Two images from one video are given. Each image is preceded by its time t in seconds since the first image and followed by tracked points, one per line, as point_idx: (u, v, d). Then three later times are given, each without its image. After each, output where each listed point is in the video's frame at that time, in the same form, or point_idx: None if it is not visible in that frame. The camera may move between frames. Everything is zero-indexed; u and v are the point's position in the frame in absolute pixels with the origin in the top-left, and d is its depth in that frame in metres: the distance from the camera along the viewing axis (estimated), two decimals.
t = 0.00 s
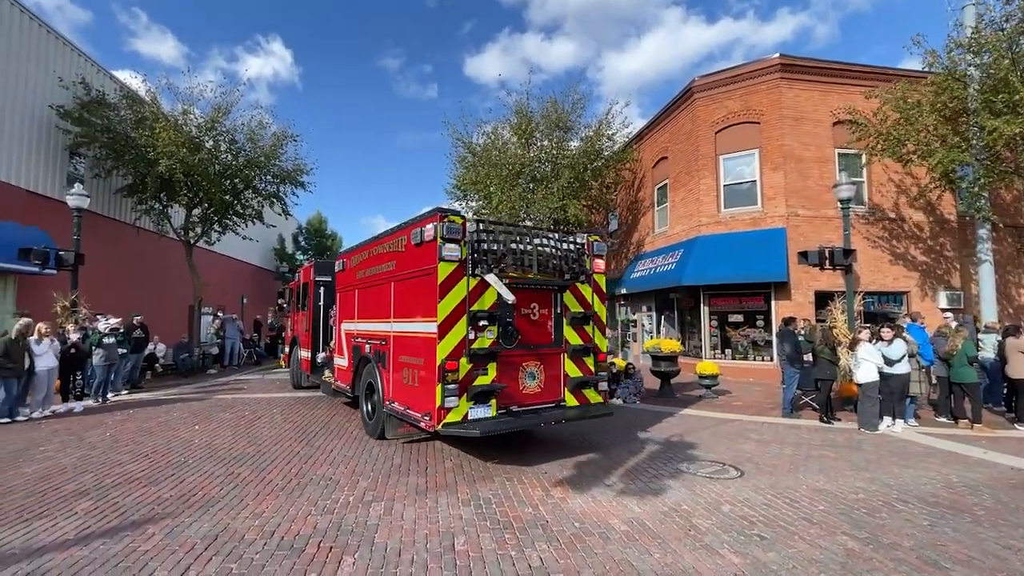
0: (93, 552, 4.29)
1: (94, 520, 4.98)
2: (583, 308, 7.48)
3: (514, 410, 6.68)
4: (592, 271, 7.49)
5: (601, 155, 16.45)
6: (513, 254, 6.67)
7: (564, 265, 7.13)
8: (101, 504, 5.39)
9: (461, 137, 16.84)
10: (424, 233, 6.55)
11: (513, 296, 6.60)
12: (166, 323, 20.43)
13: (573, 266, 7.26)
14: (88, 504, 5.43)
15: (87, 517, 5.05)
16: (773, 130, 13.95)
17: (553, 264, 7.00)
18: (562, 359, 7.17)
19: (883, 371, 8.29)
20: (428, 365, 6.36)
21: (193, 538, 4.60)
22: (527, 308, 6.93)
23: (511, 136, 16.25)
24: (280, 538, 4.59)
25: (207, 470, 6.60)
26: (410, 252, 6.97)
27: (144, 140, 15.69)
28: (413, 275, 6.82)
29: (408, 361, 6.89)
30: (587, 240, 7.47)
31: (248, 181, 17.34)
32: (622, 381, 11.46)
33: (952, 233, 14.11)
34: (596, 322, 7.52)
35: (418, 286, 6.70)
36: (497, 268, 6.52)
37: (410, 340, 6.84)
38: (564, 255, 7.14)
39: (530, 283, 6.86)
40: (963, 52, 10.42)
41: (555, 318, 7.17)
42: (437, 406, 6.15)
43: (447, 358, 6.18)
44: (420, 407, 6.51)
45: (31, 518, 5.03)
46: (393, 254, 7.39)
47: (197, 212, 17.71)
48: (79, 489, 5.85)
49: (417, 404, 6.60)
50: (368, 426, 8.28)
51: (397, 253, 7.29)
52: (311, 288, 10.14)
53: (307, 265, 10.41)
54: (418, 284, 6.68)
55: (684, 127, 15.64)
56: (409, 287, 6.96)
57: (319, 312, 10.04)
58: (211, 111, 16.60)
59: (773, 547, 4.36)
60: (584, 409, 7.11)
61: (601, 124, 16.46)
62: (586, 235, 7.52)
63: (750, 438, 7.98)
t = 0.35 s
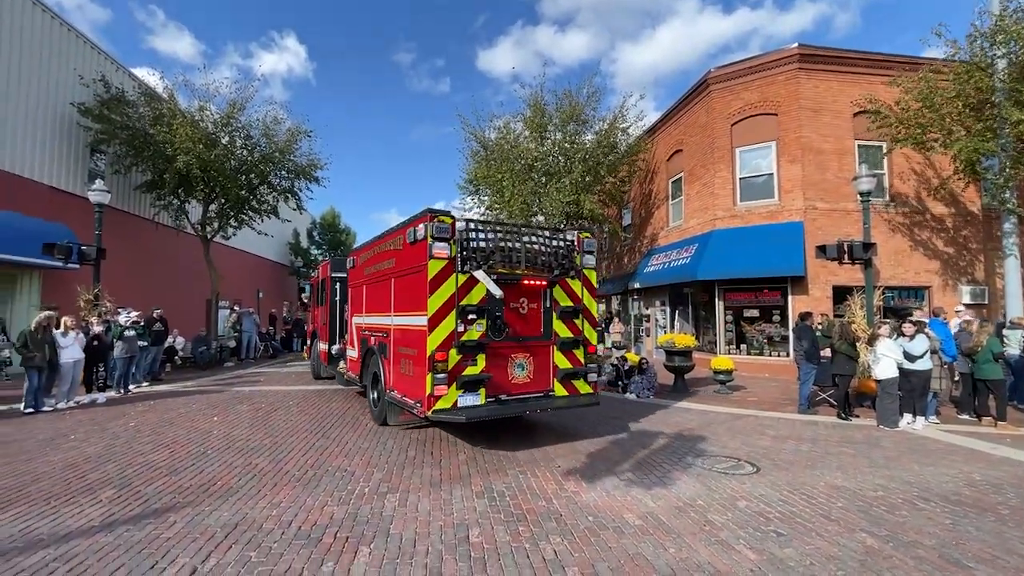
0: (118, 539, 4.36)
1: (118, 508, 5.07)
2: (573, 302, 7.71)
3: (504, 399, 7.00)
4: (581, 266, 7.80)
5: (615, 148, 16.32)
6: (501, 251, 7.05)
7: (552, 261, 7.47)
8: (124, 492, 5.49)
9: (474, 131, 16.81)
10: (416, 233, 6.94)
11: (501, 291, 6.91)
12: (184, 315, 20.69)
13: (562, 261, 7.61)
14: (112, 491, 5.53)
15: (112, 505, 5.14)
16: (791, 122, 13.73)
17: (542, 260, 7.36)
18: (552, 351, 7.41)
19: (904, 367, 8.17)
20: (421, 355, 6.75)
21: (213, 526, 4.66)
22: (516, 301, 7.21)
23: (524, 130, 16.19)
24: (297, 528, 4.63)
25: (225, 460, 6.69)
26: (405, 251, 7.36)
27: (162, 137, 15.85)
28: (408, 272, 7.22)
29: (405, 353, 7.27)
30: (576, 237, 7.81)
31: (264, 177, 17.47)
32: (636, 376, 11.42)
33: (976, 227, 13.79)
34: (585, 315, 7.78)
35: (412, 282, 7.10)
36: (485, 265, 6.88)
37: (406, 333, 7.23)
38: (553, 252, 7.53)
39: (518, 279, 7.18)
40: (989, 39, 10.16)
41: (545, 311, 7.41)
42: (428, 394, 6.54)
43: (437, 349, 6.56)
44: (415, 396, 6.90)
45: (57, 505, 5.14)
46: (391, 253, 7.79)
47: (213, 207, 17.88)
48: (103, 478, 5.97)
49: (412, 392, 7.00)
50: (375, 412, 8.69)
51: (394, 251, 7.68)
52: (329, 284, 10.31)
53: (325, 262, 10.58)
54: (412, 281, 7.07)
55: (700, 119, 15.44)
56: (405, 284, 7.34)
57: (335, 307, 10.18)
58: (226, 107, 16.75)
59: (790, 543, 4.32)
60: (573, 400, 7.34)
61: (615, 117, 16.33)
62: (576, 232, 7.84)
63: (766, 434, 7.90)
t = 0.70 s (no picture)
0: (138, 528, 4.42)
1: (139, 498, 5.15)
2: (566, 296, 7.87)
3: (498, 388, 7.25)
4: (575, 262, 7.91)
5: (627, 142, 16.21)
6: (494, 248, 7.27)
7: (545, 257, 7.64)
8: (144, 483, 5.57)
9: (485, 126, 16.76)
10: (414, 232, 7.22)
11: (493, 286, 7.04)
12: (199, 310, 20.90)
13: (555, 259, 7.74)
14: (132, 482, 5.61)
15: (132, 495, 5.22)
16: (807, 114, 13.53)
17: (534, 257, 7.54)
18: (544, 344, 7.59)
19: (924, 363, 8.02)
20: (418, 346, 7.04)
21: (231, 516, 4.72)
22: (510, 296, 7.40)
23: (534, 124, 16.11)
24: (312, 519, 4.66)
25: (242, 452, 6.76)
26: (404, 248, 7.65)
27: (178, 134, 15.97)
28: (406, 269, 7.51)
29: (404, 345, 7.57)
30: (569, 234, 7.91)
31: (277, 173, 17.57)
32: (648, 371, 11.36)
33: (998, 219, 13.51)
34: (578, 309, 7.89)
35: (410, 278, 7.39)
36: (478, 262, 7.13)
37: (405, 326, 7.53)
38: (546, 248, 7.68)
39: (511, 274, 7.36)
40: (1013, 25, 9.90)
41: (538, 306, 7.59)
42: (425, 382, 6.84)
43: (432, 340, 6.84)
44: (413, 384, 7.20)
45: (80, 494, 5.23)
46: (391, 250, 8.09)
47: (228, 203, 18.02)
48: (124, 468, 6.06)
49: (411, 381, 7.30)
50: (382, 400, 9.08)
51: (395, 249, 7.98)
52: (344, 278, 10.40)
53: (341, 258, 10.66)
54: (411, 277, 7.36)
55: (713, 112, 15.26)
56: (404, 280, 7.63)
57: (349, 301, 10.24)
58: (240, 104, 16.86)
59: (806, 540, 4.26)
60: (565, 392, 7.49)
61: (627, 110, 16.21)
62: (569, 229, 7.97)
63: (781, 429, 7.81)
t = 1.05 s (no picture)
0: (160, 519, 4.48)
1: (160, 489, 5.22)
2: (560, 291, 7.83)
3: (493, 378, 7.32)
4: (569, 258, 7.82)
5: (639, 135, 16.08)
6: (488, 246, 7.30)
7: (539, 255, 7.62)
8: (165, 475, 5.64)
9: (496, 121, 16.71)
10: (413, 231, 7.33)
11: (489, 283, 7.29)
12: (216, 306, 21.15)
13: (549, 255, 7.71)
14: (153, 474, 5.69)
15: (153, 486, 5.29)
16: (824, 105, 13.29)
17: (528, 255, 7.53)
18: (538, 337, 7.59)
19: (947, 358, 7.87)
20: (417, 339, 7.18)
21: (248, 508, 4.76)
22: (504, 292, 7.45)
23: (544, 119, 16.01)
24: (327, 512, 4.69)
25: (259, 446, 6.83)
26: (405, 247, 7.77)
27: (193, 132, 16.11)
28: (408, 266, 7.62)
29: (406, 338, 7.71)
30: (563, 232, 7.82)
31: (291, 170, 17.68)
32: (661, 366, 11.28)
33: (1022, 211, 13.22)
34: (572, 304, 7.85)
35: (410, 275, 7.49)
36: (473, 260, 7.17)
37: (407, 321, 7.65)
38: (540, 246, 7.64)
39: (505, 271, 7.41)
40: None
41: (531, 301, 7.60)
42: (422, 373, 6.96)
43: (429, 333, 6.95)
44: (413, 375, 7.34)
45: (104, 485, 5.32)
46: (395, 248, 8.23)
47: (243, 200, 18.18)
48: (145, 460, 6.15)
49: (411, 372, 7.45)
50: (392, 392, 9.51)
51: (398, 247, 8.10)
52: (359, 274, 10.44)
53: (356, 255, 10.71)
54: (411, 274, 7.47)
55: (728, 104, 15.05)
56: (405, 277, 7.74)
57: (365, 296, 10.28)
58: (253, 101, 16.96)
59: (824, 537, 4.20)
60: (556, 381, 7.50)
61: (639, 103, 16.07)
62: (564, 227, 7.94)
63: (797, 425, 7.72)
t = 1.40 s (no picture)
0: (177, 513, 4.52)
1: (177, 484, 5.27)
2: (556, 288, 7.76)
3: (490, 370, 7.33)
4: (563, 257, 7.74)
5: (649, 131, 15.96)
6: (486, 245, 7.26)
7: (535, 253, 7.53)
8: (181, 470, 5.70)
9: (505, 118, 16.67)
10: (415, 232, 7.37)
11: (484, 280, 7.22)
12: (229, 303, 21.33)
13: (545, 254, 7.61)
14: (170, 469, 5.74)
15: (169, 481, 5.34)
16: (838, 97, 13.11)
17: (525, 252, 7.44)
18: (533, 332, 7.57)
19: (967, 355, 7.74)
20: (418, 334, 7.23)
21: (263, 503, 4.79)
22: (501, 289, 7.44)
23: (553, 114, 15.94)
24: (340, 507, 4.70)
25: (272, 441, 6.87)
26: (409, 246, 7.81)
27: (206, 131, 16.23)
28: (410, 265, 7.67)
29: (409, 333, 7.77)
30: (558, 232, 7.75)
31: (301, 168, 17.75)
32: (672, 363, 11.22)
33: None
34: (568, 300, 7.79)
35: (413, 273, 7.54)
36: (470, 259, 7.17)
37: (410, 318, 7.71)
38: (536, 245, 7.54)
39: (503, 269, 7.36)
40: None
41: (527, 297, 7.58)
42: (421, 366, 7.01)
43: (429, 328, 7.00)
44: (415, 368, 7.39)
45: (122, 479, 5.37)
46: (399, 248, 8.28)
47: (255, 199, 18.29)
48: (162, 455, 6.22)
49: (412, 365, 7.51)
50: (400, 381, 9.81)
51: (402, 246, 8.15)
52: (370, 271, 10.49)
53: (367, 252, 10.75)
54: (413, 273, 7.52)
55: (740, 98, 14.90)
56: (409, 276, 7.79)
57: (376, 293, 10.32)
58: (265, 100, 17.03)
59: (839, 535, 4.15)
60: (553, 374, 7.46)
61: (648, 98, 15.95)
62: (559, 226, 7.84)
63: (811, 422, 7.63)
